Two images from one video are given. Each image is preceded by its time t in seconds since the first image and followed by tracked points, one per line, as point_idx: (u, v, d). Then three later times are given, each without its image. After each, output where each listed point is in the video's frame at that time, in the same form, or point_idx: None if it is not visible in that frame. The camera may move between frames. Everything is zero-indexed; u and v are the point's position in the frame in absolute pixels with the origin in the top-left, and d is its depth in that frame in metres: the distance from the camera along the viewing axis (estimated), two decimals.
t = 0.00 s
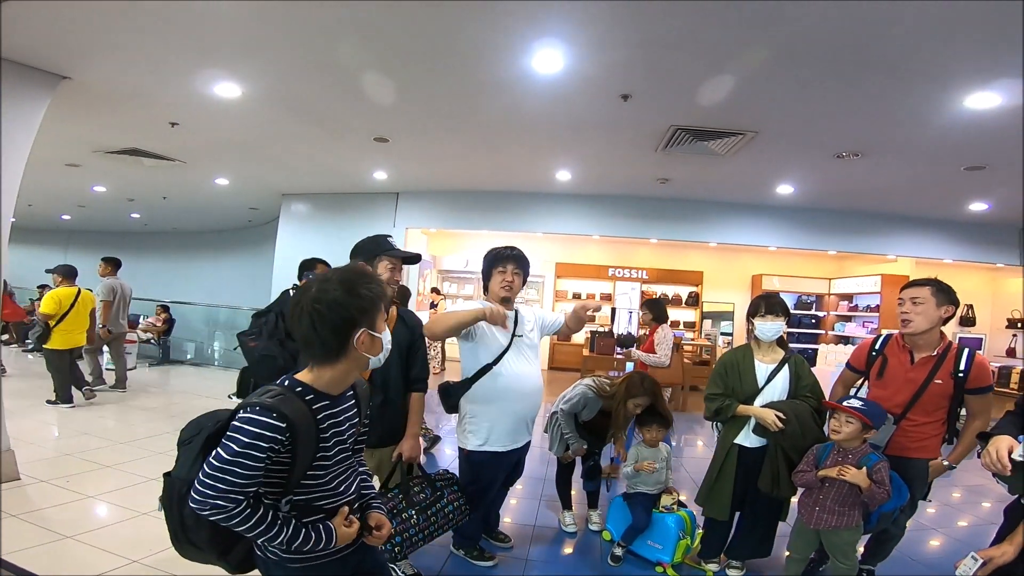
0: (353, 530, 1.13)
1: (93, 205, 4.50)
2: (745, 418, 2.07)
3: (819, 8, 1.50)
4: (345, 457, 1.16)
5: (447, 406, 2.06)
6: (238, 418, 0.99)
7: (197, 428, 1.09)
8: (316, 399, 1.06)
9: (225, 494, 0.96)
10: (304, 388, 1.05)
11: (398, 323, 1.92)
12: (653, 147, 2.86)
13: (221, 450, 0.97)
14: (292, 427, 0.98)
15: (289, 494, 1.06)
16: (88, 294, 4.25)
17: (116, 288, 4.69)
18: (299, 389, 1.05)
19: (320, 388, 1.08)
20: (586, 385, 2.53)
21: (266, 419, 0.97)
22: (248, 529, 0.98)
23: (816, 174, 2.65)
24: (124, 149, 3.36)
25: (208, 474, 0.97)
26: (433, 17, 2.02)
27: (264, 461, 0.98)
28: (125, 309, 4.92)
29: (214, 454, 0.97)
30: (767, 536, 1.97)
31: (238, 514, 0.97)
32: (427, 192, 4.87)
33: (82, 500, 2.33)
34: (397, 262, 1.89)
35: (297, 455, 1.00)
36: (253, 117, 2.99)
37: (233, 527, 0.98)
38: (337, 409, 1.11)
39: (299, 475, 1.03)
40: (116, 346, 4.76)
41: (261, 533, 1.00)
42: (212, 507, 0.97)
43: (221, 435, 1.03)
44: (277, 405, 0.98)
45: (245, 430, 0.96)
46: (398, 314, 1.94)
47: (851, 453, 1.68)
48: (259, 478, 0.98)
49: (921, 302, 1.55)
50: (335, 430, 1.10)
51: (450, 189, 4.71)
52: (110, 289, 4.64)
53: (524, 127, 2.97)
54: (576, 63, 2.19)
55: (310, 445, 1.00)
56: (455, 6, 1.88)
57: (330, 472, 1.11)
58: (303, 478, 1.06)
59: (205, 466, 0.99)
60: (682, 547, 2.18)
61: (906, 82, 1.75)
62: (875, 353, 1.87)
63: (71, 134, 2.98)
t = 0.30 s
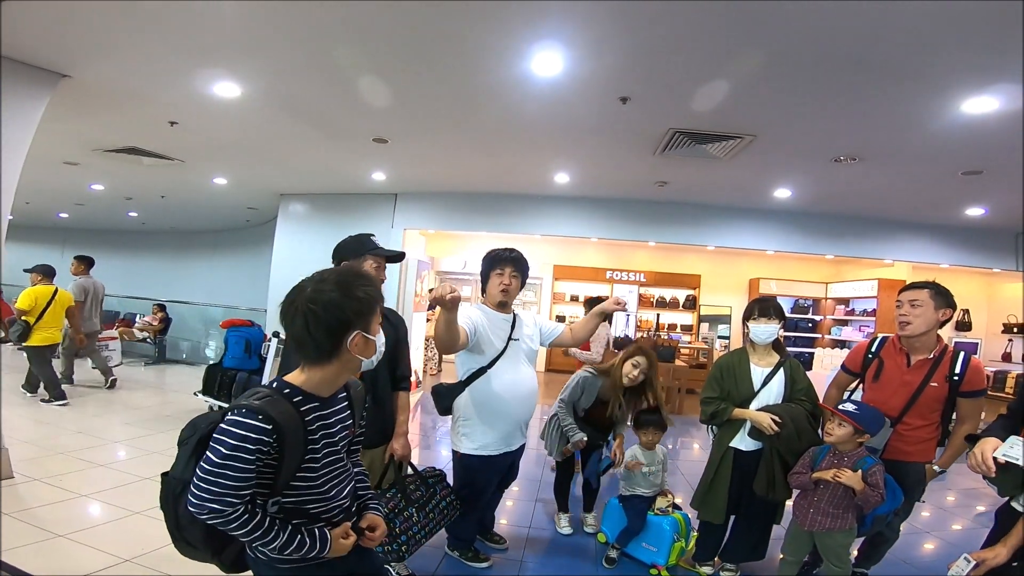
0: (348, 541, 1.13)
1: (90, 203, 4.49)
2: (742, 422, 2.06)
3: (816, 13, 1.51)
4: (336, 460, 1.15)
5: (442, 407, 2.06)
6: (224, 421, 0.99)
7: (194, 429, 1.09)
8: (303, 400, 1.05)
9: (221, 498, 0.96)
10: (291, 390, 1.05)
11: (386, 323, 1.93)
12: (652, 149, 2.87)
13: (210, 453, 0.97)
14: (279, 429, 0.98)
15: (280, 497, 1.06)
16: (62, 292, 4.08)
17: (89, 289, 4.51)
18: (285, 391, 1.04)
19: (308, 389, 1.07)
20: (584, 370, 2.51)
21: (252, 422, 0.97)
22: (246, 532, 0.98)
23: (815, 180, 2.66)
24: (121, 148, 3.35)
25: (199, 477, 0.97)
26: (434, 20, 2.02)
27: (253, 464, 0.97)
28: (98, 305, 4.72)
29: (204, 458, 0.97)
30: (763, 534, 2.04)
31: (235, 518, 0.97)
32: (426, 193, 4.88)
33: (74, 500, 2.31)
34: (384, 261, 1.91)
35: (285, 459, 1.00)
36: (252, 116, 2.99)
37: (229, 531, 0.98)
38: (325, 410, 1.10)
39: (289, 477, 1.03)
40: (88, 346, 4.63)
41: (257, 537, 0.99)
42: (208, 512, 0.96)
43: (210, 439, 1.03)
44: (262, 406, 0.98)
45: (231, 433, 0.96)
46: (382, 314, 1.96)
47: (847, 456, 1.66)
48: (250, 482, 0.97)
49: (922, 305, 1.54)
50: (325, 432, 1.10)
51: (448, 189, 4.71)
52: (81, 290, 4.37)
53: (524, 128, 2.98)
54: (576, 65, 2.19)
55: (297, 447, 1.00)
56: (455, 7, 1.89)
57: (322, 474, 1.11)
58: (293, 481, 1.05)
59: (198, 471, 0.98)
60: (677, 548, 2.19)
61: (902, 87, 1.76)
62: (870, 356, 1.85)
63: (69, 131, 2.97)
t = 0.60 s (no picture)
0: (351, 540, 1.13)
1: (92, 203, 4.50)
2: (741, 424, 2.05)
3: (815, 15, 1.51)
4: (335, 461, 1.15)
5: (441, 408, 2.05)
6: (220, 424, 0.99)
7: (196, 432, 1.09)
8: (299, 402, 1.05)
9: (221, 500, 0.96)
10: (287, 392, 1.05)
11: (386, 324, 1.94)
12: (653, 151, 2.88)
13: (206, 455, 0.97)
14: (274, 430, 0.98)
15: (279, 498, 1.06)
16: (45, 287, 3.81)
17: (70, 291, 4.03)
18: (281, 392, 1.04)
19: (304, 389, 1.07)
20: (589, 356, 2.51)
21: (246, 424, 0.97)
22: (248, 533, 0.98)
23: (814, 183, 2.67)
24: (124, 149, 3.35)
25: (197, 479, 0.97)
26: (436, 22, 2.03)
27: (250, 465, 0.97)
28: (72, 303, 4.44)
29: (202, 462, 0.97)
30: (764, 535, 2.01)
31: (236, 519, 0.97)
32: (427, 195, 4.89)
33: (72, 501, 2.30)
34: (380, 261, 1.92)
35: (280, 460, 1.00)
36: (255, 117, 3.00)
37: (230, 533, 0.98)
38: (322, 412, 1.10)
39: (286, 478, 1.03)
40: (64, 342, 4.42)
41: (258, 538, 0.99)
42: (210, 514, 0.96)
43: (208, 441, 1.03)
44: (256, 407, 0.98)
45: (225, 435, 0.96)
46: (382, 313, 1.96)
47: (845, 459, 1.67)
48: (247, 484, 0.97)
49: (927, 309, 1.51)
50: (322, 432, 1.10)
51: (450, 191, 4.72)
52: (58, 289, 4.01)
53: (525, 130, 2.98)
54: (577, 67, 2.20)
55: (292, 449, 1.00)
56: (457, 9, 1.90)
57: (321, 475, 1.11)
58: (290, 482, 1.05)
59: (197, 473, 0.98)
60: (676, 551, 2.18)
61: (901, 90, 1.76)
62: (870, 358, 1.88)
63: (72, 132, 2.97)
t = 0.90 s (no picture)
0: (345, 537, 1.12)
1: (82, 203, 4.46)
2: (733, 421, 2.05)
3: (803, 17, 1.52)
4: (329, 460, 1.14)
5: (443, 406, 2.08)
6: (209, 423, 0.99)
7: (190, 432, 1.09)
8: (290, 402, 1.04)
9: (212, 498, 0.95)
10: (278, 391, 1.04)
11: (383, 324, 1.93)
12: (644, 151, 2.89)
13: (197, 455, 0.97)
14: (263, 431, 0.97)
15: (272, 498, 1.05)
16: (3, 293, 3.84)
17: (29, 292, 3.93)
18: (273, 392, 1.04)
19: (295, 389, 1.06)
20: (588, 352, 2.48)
21: (234, 424, 0.96)
22: (240, 532, 0.97)
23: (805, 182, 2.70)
24: (112, 148, 3.32)
25: (188, 479, 0.97)
26: (427, 22, 2.03)
27: (240, 464, 0.97)
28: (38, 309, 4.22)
29: (192, 461, 0.97)
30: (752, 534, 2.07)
31: (228, 517, 0.96)
32: (420, 194, 4.89)
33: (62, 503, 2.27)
34: (372, 260, 1.91)
35: (272, 460, 0.99)
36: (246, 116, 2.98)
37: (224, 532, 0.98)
38: (314, 411, 1.09)
39: (277, 477, 1.02)
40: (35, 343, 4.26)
41: (250, 536, 0.99)
42: (202, 512, 0.96)
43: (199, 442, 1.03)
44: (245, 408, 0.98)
45: (214, 435, 0.96)
46: (381, 314, 1.96)
47: (834, 455, 1.71)
48: (238, 484, 0.97)
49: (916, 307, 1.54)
50: (315, 432, 1.09)
51: (443, 190, 4.71)
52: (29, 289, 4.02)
53: (518, 129, 2.99)
54: (569, 67, 2.20)
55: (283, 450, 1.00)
56: (448, 9, 1.90)
57: (314, 474, 1.10)
58: (283, 482, 1.05)
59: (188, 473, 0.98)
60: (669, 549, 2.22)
61: (890, 90, 1.77)
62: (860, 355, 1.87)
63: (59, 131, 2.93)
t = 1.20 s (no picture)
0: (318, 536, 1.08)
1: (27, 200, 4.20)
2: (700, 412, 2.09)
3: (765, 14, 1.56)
4: (299, 456, 1.11)
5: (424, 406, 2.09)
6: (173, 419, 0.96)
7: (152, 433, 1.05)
8: (258, 398, 1.01)
9: (176, 497, 0.92)
10: (244, 388, 1.00)
11: (357, 323, 1.89)
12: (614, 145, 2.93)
13: (160, 450, 0.94)
14: (227, 427, 0.94)
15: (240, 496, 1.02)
16: None
17: None
18: (237, 388, 1.00)
19: (261, 384, 1.03)
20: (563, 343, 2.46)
21: (198, 420, 0.93)
22: (206, 532, 0.94)
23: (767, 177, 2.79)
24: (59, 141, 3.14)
25: (151, 477, 0.94)
26: (395, 15, 1.98)
27: (204, 462, 0.94)
28: None
29: (156, 458, 0.94)
30: (722, 523, 2.14)
31: (193, 516, 0.93)
32: (390, 189, 4.81)
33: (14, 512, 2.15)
34: (350, 255, 1.88)
35: (239, 455, 0.97)
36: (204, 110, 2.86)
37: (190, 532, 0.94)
38: (283, 408, 1.06)
39: (245, 472, 0.99)
40: None
41: (218, 534, 0.96)
42: (165, 511, 0.93)
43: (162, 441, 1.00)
44: (207, 403, 0.95)
45: (176, 431, 0.93)
46: (358, 312, 1.93)
47: (800, 445, 1.83)
48: (204, 479, 0.94)
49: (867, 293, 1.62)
50: (284, 430, 1.06)
51: (413, 186, 4.66)
52: None
53: (488, 125, 2.97)
54: (538, 62, 2.20)
55: (248, 444, 0.97)
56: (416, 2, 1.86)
57: (284, 469, 1.07)
58: (251, 478, 1.02)
59: (151, 470, 0.95)
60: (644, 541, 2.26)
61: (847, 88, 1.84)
62: (824, 344, 1.90)
63: None
